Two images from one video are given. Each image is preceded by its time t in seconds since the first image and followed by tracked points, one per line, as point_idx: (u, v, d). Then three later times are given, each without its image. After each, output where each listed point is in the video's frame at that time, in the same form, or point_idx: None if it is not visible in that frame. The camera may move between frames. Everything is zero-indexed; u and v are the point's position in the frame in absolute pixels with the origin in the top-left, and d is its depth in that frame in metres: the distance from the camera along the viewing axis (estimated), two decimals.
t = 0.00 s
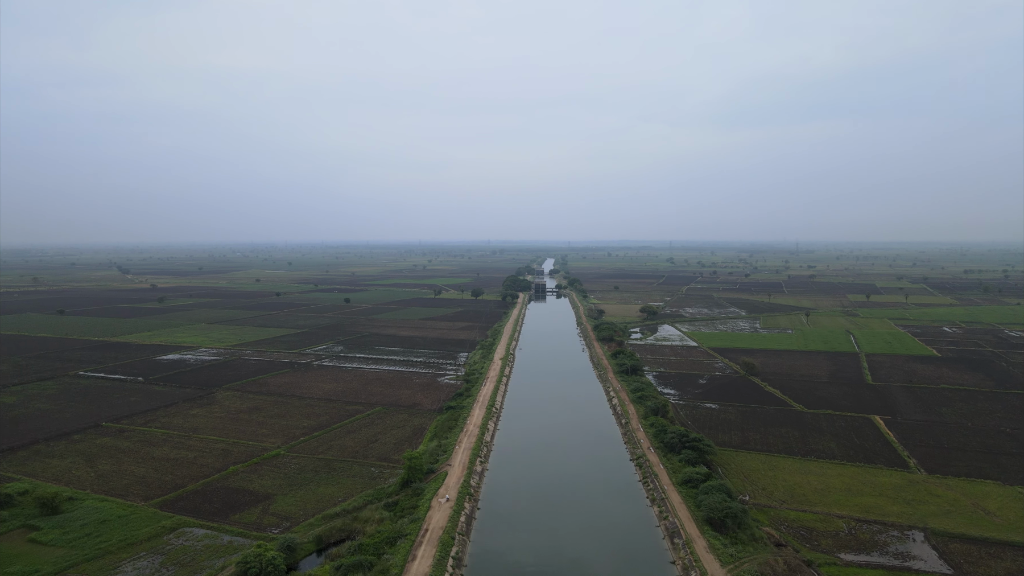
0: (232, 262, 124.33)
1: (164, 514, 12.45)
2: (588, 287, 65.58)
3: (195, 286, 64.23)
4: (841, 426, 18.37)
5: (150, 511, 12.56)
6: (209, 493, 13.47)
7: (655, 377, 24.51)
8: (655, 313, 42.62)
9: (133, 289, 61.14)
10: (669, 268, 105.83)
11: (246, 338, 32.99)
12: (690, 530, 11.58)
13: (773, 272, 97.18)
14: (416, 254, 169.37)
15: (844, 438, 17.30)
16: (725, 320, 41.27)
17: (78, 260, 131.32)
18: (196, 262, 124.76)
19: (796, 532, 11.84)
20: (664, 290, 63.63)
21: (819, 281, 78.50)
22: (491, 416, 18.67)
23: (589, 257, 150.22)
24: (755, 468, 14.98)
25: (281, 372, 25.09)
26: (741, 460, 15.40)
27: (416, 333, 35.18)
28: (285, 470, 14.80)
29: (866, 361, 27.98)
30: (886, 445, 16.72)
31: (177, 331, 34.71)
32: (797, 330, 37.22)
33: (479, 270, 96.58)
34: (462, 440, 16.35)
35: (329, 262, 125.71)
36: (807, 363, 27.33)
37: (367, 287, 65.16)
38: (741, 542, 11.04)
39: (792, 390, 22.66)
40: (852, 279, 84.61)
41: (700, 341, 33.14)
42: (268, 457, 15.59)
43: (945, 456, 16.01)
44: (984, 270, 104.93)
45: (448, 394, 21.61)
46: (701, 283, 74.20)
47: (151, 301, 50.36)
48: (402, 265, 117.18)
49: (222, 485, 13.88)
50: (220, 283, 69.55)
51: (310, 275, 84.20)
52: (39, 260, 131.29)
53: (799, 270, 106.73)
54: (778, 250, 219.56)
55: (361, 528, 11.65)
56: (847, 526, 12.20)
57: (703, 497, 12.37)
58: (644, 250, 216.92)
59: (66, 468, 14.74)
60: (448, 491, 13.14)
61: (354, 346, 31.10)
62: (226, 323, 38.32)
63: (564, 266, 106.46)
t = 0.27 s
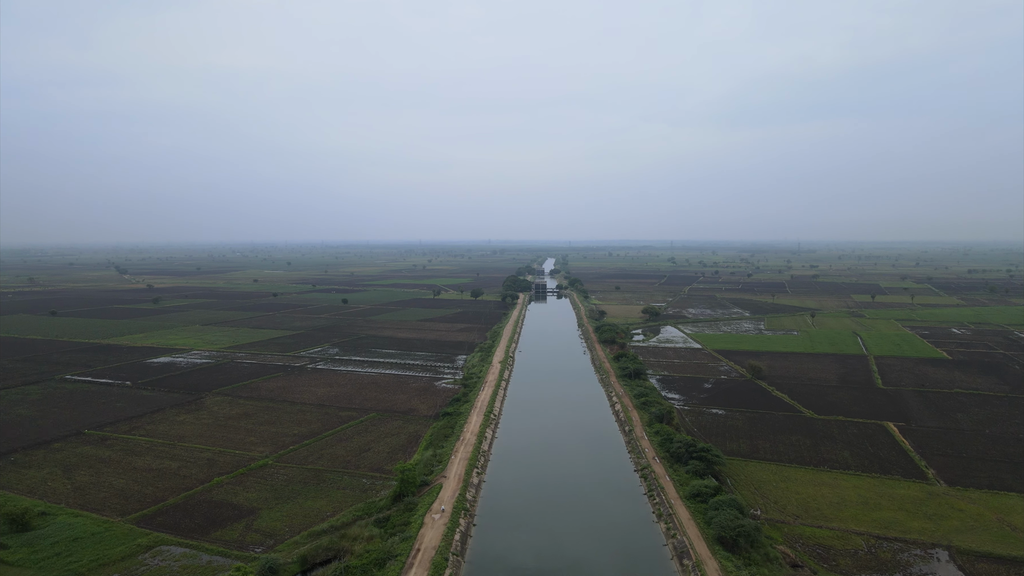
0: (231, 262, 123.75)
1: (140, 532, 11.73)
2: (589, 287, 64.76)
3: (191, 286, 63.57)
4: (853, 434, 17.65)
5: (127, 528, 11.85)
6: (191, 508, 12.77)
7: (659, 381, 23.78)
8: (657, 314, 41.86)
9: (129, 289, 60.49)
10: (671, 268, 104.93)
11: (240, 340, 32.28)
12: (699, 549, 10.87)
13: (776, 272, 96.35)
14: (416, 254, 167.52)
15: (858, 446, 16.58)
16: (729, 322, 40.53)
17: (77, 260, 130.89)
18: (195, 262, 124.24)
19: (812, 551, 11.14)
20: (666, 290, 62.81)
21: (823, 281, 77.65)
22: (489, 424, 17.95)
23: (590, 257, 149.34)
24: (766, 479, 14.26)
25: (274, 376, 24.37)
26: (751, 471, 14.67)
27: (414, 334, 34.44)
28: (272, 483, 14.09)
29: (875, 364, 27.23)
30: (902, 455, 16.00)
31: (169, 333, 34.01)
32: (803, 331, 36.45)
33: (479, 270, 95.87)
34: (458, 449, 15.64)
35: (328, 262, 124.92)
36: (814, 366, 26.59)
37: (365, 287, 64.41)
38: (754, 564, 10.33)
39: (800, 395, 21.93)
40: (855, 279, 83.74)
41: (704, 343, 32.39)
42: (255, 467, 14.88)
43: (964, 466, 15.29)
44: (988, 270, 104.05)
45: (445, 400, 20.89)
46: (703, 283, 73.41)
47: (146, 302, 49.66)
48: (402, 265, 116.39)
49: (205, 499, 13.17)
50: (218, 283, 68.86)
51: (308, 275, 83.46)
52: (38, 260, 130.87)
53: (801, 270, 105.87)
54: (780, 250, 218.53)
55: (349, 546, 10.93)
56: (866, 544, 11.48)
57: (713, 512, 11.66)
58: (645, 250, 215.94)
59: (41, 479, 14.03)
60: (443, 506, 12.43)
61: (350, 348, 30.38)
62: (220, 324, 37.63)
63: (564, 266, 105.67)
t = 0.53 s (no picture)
0: (230, 262, 123.13)
1: (113, 550, 11.01)
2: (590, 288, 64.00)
3: (188, 287, 62.89)
4: (866, 442, 16.91)
5: (99, 546, 11.13)
6: (169, 523, 12.05)
7: (662, 385, 23.05)
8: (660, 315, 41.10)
9: (124, 290, 59.80)
10: (672, 268, 104.09)
11: (233, 343, 31.57)
12: (708, 571, 10.15)
13: (778, 272, 95.53)
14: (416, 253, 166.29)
15: (872, 456, 15.85)
16: (732, 323, 39.78)
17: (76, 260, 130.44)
18: (194, 262, 123.67)
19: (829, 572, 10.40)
20: (668, 290, 62.05)
21: (826, 282, 76.83)
22: (487, 431, 17.22)
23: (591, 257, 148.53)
24: (778, 491, 13.52)
25: (265, 380, 23.65)
26: (761, 483, 13.94)
27: (411, 336, 33.68)
28: (256, 496, 13.36)
29: (884, 368, 26.48)
30: (918, 465, 15.26)
31: (161, 335, 33.28)
32: (808, 333, 35.71)
33: (479, 270, 95.12)
34: (454, 459, 14.92)
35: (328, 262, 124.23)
36: (822, 370, 25.84)
37: (363, 287, 63.66)
38: None
39: (809, 401, 21.19)
40: (858, 279, 82.90)
41: (707, 345, 31.64)
42: (240, 479, 14.16)
43: (985, 477, 14.55)
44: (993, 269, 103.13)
45: (441, 405, 20.16)
46: (705, 283, 72.62)
47: (141, 303, 48.92)
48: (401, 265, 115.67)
49: (185, 513, 12.45)
50: (215, 284, 68.14)
51: (307, 275, 82.76)
52: (34, 260, 130.28)
53: (804, 270, 105.03)
54: (782, 249, 217.54)
55: (334, 568, 10.22)
56: (887, 564, 10.74)
57: (723, 530, 10.93)
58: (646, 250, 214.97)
59: (15, 492, 13.32)
60: (435, 523, 11.71)
61: (345, 351, 29.66)
62: (214, 326, 36.92)
63: (565, 266, 104.88)
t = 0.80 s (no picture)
0: (229, 262, 122.62)
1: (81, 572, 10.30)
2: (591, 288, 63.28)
3: (184, 287, 62.30)
4: (881, 451, 16.18)
5: (67, 568, 10.41)
6: (145, 541, 11.34)
7: (666, 390, 22.31)
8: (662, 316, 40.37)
9: (120, 290, 59.18)
10: (673, 268, 103.37)
11: (226, 345, 30.90)
12: None
13: (780, 272, 94.80)
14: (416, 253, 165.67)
15: (887, 467, 15.12)
16: (736, 324, 39.04)
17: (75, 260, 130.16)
18: (193, 262, 123.20)
19: None
20: (670, 291, 61.33)
21: (829, 282, 76.09)
22: (484, 439, 16.48)
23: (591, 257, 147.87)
24: (790, 505, 12.79)
25: (256, 384, 22.94)
26: (772, 496, 13.20)
27: (408, 338, 32.94)
28: (240, 510, 12.64)
29: (894, 371, 25.73)
30: (937, 477, 14.52)
31: (153, 337, 32.59)
32: (814, 335, 34.94)
33: (479, 270, 94.44)
34: (449, 470, 14.19)
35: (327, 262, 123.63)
36: (830, 374, 25.10)
37: (362, 288, 63.01)
38: None
39: (819, 406, 20.46)
40: (862, 279, 82.12)
41: (711, 348, 30.89)
42: (223, 491, 13.44)
43: (1008, 489, 13.82)
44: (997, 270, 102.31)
45: (437, 411, 19.42)
46: (707, 283, 71.88)
47: (135, 304, 48.28)
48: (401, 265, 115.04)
49: (162, 530, 11.75)
50: (211, 284, 67.49)
51: (305, 276, 82.15)
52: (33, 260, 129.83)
53: (806, 270, 104.32)
54: (784, 249, 216.62)
55: None
56: None
57: (734, 551, 10.19)
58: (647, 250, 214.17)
59: None
60: (427, 542, 10.99)
61: (340, 354, 28.95)
62: (208, 327, 36.23)
63: (566, 267, 104.17)
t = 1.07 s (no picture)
0: (227, 262, 121.86)
1: None
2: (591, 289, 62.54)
3: (180, 288, 61.59)
4: (896, 461, 15.47)
5: None
6: (116, 562, 10.62)
7: (670, 395, 21.58)
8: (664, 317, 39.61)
9: (114, 291, 58.46)
10: (675, 268, 102.62)
11: (218, 347, 30.18)
12: None
13: (782, 272, 94.03)
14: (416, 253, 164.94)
15: (904, 478, 14.37)
16: (740, 326, 38.28)
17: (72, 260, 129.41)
18: (191, 262, 122.53)
19: None
20: (672, 291, 60.57)
21: (832, 282, 75.32)
22: (480, 448, 15.74)
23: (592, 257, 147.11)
24: (804, 521, 12.06)
25: (247, 389, 22.21)
26: (785, 511, 12.46)
27: (405, 341, 32.20)
28: (220, 527, 11.92)
29: (904, 375, 24.97)
30: (957, 489, 13.78)
31: (144, 339, 31.84)
32: (820, 337, 34.21)
33: (479, 270, 93.68)
34: (443, 483, 13.44)
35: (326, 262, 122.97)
36: (839, 377, 24.35)
37: (359, 288, 62.25)
38: None
39: (828, 412, 19.73)
40: (864, 279, 81.38)
41: (715, 350, 30.14)
42: (204, 506, 12.72)
43: None
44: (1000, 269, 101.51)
45: (432, 418, 18.69)
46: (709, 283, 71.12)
47: (129, 304, 47.57)
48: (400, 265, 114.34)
49: (136, 549, 11.03)
50: (207, 284, 66.79)
51: (303, 276, 81.49)
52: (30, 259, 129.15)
53: (809, 270, 103.41)
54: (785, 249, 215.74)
55: None
56: None
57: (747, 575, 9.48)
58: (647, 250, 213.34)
59: None
60: (418, 564, 10.26)
61: (335, 357, 28.22)
62: (201, 329, 35.51)
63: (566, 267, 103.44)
